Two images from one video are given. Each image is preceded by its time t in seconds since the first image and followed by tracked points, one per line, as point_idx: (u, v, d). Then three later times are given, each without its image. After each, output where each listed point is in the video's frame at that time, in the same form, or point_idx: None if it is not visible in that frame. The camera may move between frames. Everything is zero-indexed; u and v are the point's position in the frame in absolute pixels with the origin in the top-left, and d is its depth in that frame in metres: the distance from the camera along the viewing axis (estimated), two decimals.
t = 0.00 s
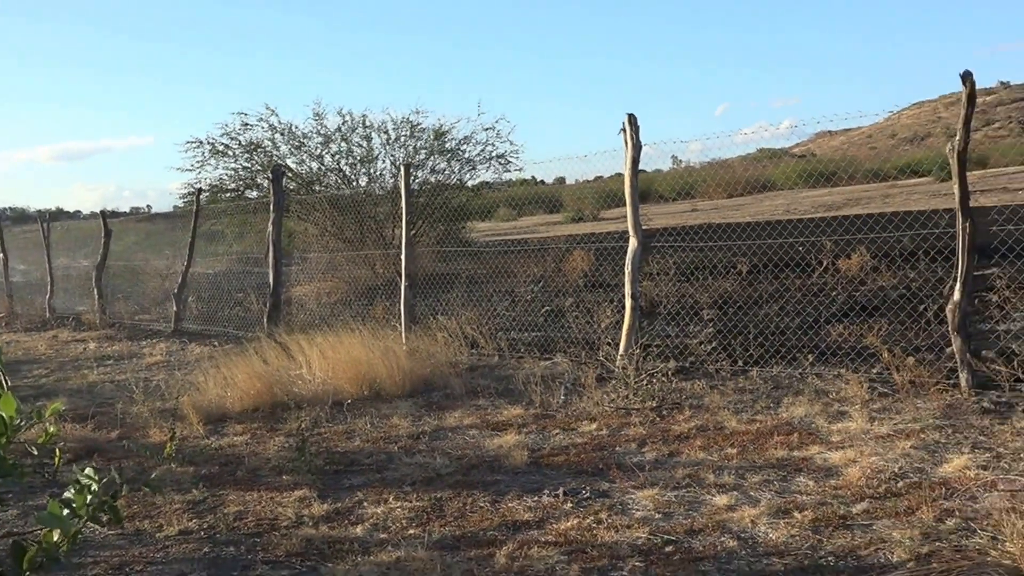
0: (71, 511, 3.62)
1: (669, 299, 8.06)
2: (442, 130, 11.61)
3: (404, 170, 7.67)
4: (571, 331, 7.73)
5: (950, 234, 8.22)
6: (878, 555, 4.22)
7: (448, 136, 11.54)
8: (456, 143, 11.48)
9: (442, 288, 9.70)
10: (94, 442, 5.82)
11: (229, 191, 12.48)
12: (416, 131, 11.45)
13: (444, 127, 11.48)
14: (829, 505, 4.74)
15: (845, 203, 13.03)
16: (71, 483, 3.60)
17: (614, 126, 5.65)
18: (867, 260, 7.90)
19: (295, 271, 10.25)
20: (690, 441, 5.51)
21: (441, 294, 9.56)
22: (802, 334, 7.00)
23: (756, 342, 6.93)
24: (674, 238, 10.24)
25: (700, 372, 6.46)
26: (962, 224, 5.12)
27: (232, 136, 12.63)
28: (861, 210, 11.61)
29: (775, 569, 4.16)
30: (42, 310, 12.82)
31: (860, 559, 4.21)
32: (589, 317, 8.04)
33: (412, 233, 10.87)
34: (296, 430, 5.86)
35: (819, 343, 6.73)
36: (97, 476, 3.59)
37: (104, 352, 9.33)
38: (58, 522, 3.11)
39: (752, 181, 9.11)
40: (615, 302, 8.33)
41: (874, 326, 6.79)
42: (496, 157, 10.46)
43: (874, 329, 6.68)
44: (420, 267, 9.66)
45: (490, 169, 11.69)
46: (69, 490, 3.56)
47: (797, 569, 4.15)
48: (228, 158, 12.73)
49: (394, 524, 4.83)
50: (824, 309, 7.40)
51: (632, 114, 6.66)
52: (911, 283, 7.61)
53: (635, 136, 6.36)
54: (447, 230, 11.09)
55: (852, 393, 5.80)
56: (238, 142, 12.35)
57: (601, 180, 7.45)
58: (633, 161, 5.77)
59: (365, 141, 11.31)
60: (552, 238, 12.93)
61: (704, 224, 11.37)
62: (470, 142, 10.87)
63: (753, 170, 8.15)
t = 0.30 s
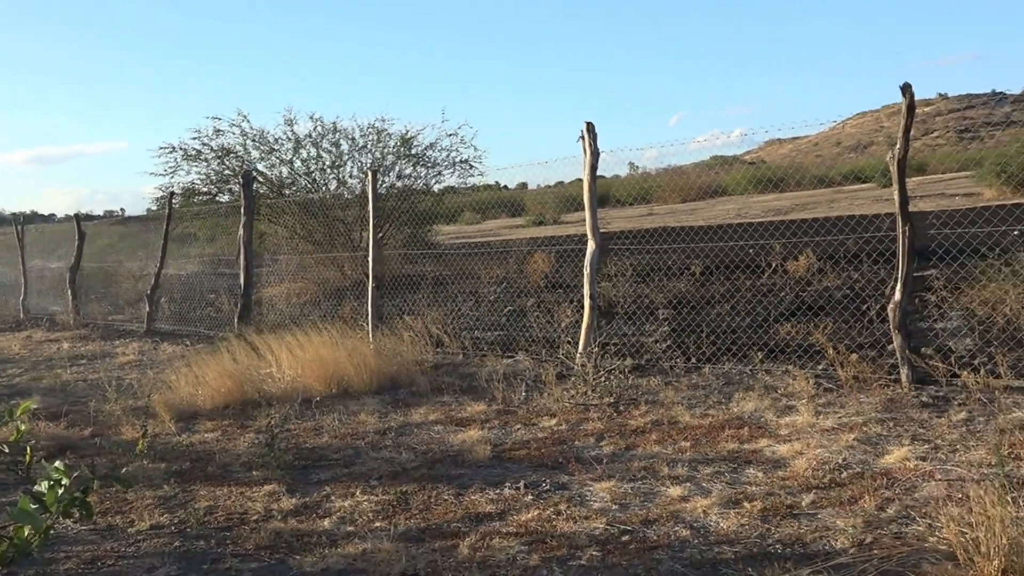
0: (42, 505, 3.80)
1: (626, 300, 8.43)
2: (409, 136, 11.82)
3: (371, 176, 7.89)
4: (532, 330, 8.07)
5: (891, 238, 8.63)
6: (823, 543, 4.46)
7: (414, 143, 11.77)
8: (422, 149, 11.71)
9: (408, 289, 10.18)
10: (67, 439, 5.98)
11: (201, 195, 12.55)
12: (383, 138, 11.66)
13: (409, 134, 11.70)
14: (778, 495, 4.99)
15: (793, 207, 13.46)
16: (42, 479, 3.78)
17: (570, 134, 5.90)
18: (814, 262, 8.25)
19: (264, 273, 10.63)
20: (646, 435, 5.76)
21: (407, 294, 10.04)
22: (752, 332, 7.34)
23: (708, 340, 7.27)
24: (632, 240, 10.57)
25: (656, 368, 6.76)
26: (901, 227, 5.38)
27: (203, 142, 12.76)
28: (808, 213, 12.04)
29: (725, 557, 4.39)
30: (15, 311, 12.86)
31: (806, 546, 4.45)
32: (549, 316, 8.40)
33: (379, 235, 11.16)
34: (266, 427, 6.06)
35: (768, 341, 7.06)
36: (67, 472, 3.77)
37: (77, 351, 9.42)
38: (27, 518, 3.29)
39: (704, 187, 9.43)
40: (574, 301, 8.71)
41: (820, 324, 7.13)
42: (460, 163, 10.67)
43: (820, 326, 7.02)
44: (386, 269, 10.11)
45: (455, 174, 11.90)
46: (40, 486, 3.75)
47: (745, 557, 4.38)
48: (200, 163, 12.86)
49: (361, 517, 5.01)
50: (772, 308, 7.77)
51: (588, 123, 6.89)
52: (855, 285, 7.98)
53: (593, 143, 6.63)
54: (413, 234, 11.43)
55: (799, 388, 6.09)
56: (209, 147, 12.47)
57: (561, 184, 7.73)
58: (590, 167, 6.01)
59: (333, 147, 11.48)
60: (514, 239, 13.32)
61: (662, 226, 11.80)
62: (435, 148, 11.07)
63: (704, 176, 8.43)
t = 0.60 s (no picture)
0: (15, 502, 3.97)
1: (587, 300, 8.82)
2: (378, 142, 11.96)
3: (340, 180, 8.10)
4: (496, 330, 8.45)
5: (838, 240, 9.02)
6: (775, 532, 4.66)
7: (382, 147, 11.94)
8: (389, 152, 11.87)
9: (377, 289, 10.48)
10: (41, 437, 6.10)
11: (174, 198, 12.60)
12: (352, 143, 11.80)
13: (378, 138, 11.86)
14: (732, 487, 5.19)
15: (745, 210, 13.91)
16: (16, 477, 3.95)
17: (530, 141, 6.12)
18: (766, 263, 8.62)
19: (237, 274, 11.11)
20: (606, 429, 5.99)
21: (375, 293, 10.31)
22: (707, 330, 7.67)
23: (665, 337, 7.62)
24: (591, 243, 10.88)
25: (616, 364, 7.06)
26: (849, 230, 5.64)
27: (177, 145, 12.87)
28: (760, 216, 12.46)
29: (681, 546, 4.58)
30: None
31: (759, 535, 4.65)
32: (513, 317, 8.79)
33: (347, 237, 11.32)
34: (237, 424, 6.25)
35: (723, 339, 7.40)
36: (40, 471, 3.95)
37: (50, 351, 9.50)
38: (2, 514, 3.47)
39: (660, 189, 9.73)
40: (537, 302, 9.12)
41: (772, 323, 7.50)
42: (427, 167, 10.83)
43: (771, 325, 7.40)
44: (357, 269, 10.32)
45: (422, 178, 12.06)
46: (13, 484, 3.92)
47: (700, 546, 4.58)
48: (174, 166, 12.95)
49: (330, 511, 5.17)
50: (728, 306, 8.07)
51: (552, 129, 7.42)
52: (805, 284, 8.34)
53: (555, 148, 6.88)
54: (383, 236, 11.64)
55: (752, 384, 6.36)
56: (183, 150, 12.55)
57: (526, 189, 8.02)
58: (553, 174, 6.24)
59: (304, 151, 11.60)
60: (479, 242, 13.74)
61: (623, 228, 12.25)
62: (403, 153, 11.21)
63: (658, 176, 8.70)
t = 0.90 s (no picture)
0: None
1: (552, 298, 9.16)
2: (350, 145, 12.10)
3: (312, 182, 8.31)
4: (464, 328, 8.81)
5: (792, 242, 9.41)
6: (732, 522, 4.85)
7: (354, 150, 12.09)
8: (360, 155, 12.02)
9: (347, 289, 10.93)
10: (16, 434, 6.22)
11: (149, 199, 12.63)
12: (324, 146, 11.94)
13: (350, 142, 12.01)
14: (690, 479, 5.39)
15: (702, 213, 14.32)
16: None
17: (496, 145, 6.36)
18: (725, 263, 9.04)
19: (210, 274, 11.63)
20: (570, 424, 6.21)
21: (345, 293, 10.80)
22: (667, 328, 8.00)
23: (628, 335, 7.97)
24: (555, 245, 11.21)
25: (579, 361, 7.37)
26: (802, 232, 5.88)
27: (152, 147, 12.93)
28: (717, 219, 12.86)
29: (641, 536, 4.76)
30: None
31: (716, 525, 4.83)
32: (480, 315, 9.19)
33: (320, 238, 11.60)
34: (211, 420, 6.43)
35: (683, 336, 7.75)
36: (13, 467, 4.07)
37: (25, 350, 9.56)
38: None
39: (622, 192, 10.02)
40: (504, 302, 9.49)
41: (729, 321, 7.86)
42: (398, 169, 10.98)
43: (728, 323, 7.75)
44: (327, 270, 10.78)
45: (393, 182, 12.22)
46: None
47: (660, 536, 4.76)
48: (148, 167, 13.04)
49: (301, 505, 5.30)
50: (687, 305, 8.46)
51: (517, 135, 7.81)
52: (761, 284, 8.72)
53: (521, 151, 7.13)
54: (355, 237, 11.92)
55: (711, 379, 6.64)
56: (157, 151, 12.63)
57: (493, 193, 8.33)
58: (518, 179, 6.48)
59: (277, 154, 11.73)
60: (449, 242, 14.15)
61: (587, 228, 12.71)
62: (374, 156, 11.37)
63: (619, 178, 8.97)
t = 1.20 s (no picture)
0: None
1: (521, 298, 9.40)
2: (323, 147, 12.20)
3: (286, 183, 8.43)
4: (435, 326, 9.01)
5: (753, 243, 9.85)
6: (695, 514, 5.00)
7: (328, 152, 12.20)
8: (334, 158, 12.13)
9: (321, 288, 11.10)
10: None
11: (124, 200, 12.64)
12: (298, 148, 12.03)
13: (324, 144, 12.11)
14: (655, 472, 5.54)
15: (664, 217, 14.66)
16: None
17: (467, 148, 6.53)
18: (689, 264, 9.54)
19: (185, 273, 11.88)
20: (538, 419, 6.38)
21: (320, 292, 11.00)
22: (633, 326, 8.28)
23: (595, 334, 8.20)
24: (524, 245, 11.46)
25: (548, 358, 7.55)
26: (763, 233, 6.10)
27: (128, 148, 12.95)
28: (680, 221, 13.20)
29: (607, 529, 4.91)
30: None
31: (680, 517, 4.99)
32: (451, 313, 9.39)
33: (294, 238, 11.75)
34: (185, 418, 6.53)
35: (648, 334, 8.00)
36: None
37: None
38: None
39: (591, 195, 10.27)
40: (475, 301, 9.70)
41: (693, 320, 8.12)
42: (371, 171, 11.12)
43: (691, 321, 8.02)
44: (302, 270, 10.95)
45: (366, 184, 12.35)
46: None
47: (625, 528, 4.90)
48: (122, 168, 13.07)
49: (275, 500, 5.40)
50: (653, 305, 8.75)
51: (488, 138, 8.04)
52: (723, 283, 9.15)
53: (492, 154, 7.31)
54: (329, 237, 12.07)
55: (675, 376, 6.85)
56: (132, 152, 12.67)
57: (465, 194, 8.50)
58: (489, 181, 6.66)
59: (251, 155, 11.80)
60: (421, 242, 14.38)
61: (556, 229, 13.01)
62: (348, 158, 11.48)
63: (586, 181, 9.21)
